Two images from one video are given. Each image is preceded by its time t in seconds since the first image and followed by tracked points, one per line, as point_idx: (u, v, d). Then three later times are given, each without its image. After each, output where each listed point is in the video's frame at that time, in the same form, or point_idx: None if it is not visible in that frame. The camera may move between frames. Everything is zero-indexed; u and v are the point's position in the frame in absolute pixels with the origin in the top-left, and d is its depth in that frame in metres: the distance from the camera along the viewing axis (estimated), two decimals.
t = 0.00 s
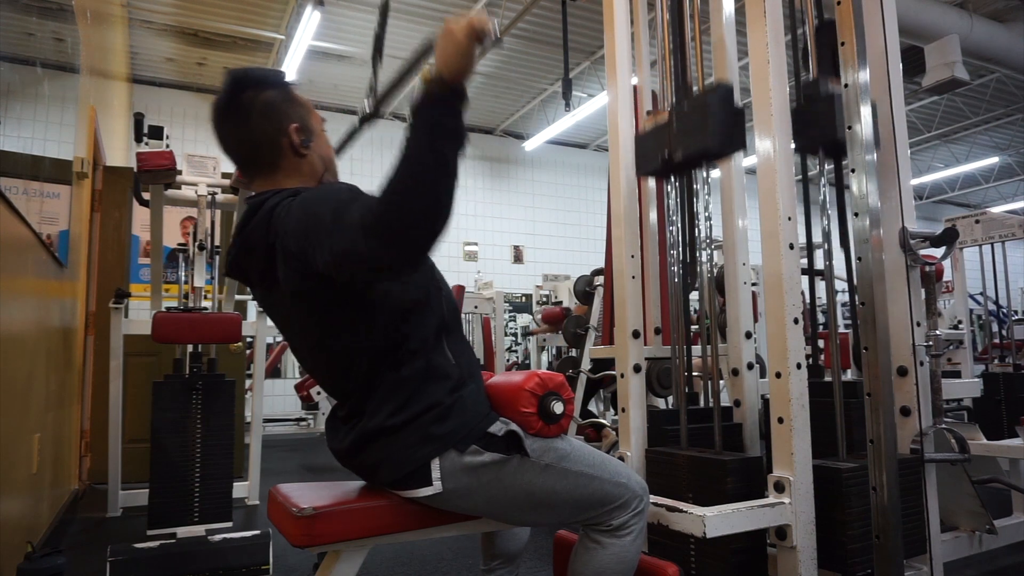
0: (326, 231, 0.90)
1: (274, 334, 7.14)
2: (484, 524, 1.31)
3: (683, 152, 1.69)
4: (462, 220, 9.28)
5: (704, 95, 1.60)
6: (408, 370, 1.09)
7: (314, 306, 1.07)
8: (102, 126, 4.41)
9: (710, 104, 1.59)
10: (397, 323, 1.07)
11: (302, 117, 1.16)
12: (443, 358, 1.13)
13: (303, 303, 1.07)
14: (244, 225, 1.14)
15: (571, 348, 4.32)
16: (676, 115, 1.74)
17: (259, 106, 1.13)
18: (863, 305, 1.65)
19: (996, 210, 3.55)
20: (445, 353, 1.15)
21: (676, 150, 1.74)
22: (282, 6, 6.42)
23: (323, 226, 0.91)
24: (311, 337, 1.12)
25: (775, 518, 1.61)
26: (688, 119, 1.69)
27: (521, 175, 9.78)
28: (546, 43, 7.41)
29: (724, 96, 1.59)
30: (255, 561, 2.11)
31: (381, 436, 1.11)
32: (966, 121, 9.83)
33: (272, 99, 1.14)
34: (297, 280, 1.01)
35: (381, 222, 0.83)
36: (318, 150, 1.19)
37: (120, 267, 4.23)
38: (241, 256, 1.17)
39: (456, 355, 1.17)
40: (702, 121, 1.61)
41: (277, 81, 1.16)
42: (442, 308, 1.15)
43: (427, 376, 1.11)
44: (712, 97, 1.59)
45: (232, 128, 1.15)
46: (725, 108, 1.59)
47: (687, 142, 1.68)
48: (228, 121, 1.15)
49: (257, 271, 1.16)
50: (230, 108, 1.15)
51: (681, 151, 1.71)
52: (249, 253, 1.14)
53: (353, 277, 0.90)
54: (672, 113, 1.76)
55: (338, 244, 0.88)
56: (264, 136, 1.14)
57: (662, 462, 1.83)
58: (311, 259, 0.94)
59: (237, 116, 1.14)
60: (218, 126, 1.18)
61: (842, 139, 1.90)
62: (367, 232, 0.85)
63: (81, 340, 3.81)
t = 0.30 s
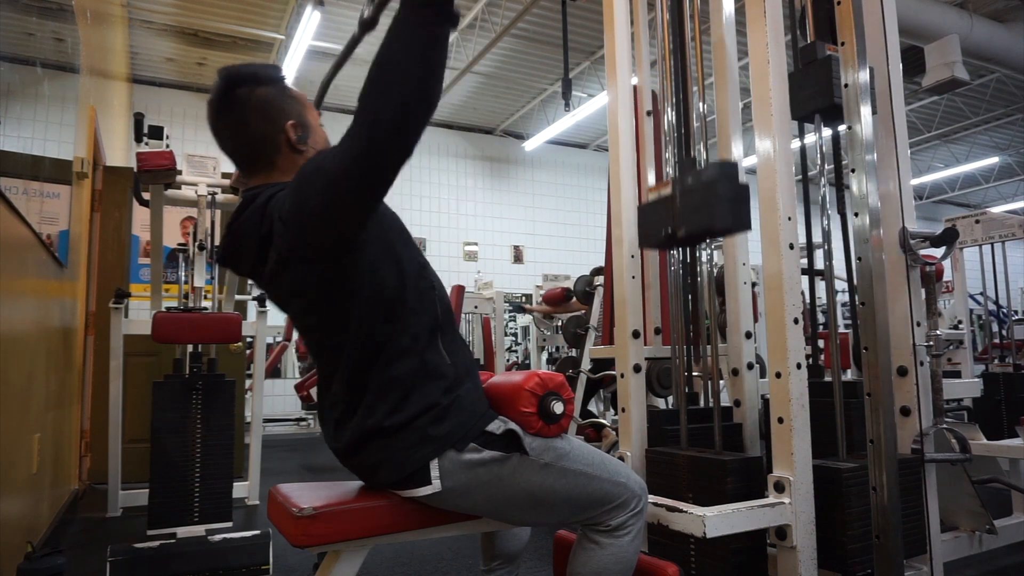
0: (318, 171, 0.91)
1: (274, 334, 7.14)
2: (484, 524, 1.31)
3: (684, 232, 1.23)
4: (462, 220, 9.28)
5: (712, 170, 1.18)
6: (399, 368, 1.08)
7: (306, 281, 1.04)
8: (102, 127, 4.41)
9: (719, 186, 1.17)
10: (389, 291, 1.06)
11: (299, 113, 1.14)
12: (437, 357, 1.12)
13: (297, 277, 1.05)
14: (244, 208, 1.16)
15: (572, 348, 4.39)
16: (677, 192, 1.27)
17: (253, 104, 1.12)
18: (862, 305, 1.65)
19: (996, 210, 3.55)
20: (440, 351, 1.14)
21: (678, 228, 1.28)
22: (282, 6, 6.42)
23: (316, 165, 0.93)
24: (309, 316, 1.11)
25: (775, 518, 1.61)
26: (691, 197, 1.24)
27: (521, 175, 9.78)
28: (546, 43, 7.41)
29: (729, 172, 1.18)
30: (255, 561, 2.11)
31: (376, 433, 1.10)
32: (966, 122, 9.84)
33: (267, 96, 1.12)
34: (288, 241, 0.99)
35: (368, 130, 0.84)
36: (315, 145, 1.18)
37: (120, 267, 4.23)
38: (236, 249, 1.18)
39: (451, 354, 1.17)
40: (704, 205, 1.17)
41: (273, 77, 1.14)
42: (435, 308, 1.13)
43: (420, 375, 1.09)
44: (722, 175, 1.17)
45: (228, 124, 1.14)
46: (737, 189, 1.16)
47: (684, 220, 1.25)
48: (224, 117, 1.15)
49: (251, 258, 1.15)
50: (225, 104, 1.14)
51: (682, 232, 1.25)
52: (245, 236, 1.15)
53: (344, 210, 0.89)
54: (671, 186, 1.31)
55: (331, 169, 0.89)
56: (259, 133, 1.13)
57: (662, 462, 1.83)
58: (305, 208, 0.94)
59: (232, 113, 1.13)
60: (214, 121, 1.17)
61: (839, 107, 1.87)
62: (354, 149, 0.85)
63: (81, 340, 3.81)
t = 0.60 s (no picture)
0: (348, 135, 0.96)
1: (274, 334, 7.14)
2: (485, 524, 1.31)
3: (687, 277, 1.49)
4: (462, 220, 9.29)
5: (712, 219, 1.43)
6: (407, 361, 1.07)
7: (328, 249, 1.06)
8: (102, 126, 4.41)
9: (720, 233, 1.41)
10: (402, 266, 1.06)
11: (350, 101, 1.16)
12: (447, 352, 1.12)
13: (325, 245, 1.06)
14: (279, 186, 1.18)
15: (571, 348, 4.34)
16: (680, 237, 1.53)
17: (310, 92, 1.12)
18: (862, 305, 1.65)
19: (995, 211, 3.55)
20: (451, 347, 1.14)
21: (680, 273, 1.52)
22: (282, 6, 6.42)
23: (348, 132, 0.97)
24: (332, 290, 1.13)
25: (775, 519, 1.61)
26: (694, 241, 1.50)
27: (521, 175, 9.78)
28: (546, 43, 7.41)
29: (729, 220, 1.42)
30: (255, 561, 2.11)
31: (384, 425, 1.10)
32: (966, 121, 9.83)
33: (321, 84, 1.12)
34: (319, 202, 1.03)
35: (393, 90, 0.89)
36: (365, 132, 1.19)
37: (120, 267, 4.23)
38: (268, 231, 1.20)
39: (460, 354, 1.16)
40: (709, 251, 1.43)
41: (320, 66, 1.14)
42: (449, 303, 1.13)
43: (429, 367, 1.09)
44: (721, 223, 1.41)
45: (279, 111, 1.14)
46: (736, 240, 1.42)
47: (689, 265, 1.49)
48: (274, 104, 1.14)
49: (281, 233, 1.17)
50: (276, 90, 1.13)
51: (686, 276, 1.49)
52: (278, 214, 1.17)
53: (369, 172, 0.93)
54: (676, 231, 1.55)
55: (359, 129, 0.93)
56: (316, 121, 1.14)
57: (662, 462, 1.83)
58: (337, 172, 0.97)
59: (285, 101, 1.13)
60: (264, 107, 1.17)
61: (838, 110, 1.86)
62: (384, 108, 0.90)
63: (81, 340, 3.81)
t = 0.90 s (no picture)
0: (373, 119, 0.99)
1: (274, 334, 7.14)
2: (485, 524, 1.31)
3: (687, 303, 1.64)
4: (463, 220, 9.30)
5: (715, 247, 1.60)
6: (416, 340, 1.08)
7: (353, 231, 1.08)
8: (102, 126, 4.41)
9: (721, 261, 1.57)
10: (422, 251, 1.07)
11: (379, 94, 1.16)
12: (457, 338, 1.12)
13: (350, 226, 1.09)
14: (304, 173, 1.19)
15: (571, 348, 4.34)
16: (680, 264, 1.68)
17: (341, 85, 1.12)
18: (862, 305, 1.65)
19: (995, 211, 3.55)
20: (461, 334, 1.14)
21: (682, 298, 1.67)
22: (282, 6, 6.42)
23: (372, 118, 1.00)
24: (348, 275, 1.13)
25: (775, 518, 1.61)
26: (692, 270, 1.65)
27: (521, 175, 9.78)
28: (546, 43, 7.41)
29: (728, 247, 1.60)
30: (255, 561, 2.11)
31: (392, 404, 1.09)
32: (966, 122, 9.83)
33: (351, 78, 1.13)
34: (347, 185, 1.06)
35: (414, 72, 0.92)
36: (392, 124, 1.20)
37: (120, 267, 4.23)
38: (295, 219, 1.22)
39: (474, 346, 1.17)
40: (710, 280, 1.57)
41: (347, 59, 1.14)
42: (461, 290, 1.14)
43: (441, 350, 1.10)
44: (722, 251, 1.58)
45: (308, 101, 1.14)
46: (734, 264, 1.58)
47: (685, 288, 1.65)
48: (304, 97, 1.15)
49: (308, 220, 1.19)
50: (307, 82, 1.14)
51: (687, 302, 1.65)
52: (303, 201, 1.19)
53: (393, 153, 0.97)
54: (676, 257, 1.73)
55: (382, 113, 0.97)
56: (345, 114, 1.14)
57: (662, 462, 1.83)
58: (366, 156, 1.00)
59: (316, 93, 1.13)
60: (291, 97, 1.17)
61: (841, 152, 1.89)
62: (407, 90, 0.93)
63: (81, 340, 3.81)
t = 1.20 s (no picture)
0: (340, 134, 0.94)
1: (274, 334, 7.14)
2: (485, 524, 1.31)
3: (686, 270, 1.65)
4: (462, 220, 9.29)
5: (712, 215, 1.57)
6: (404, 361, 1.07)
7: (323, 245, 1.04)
8: (102, 126, 4.41)
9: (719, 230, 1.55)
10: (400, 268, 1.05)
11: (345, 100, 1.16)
12: (444, 345, 1.12)
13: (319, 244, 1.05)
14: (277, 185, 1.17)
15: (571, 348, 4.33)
16: (679, 230, 1.68)
17: (306, 91, 1.11)
18: (863, 305, 1.65)
19: (996, 210, 3.55)
20: (447, 340, 1.13)
21: (680, 265, 1.67)
22: (282, 6, 6.42)
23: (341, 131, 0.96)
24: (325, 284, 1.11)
25: (775, 519, 1.61)
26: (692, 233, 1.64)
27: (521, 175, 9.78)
28: (546, 43, 7.41)
29: (729, 216, 1.56)
30: (255, 561, 2.11)
31: (384, 423, 1.10)
32: (966, 121, 9.83)
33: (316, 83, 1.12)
34: (312, 199, 1.02)
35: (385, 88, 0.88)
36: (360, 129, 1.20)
37: (120, 267, 4.23)
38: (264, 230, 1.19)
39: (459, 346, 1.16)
40: (708, 247, 1.56)
41: (313, 65, 1.13)
42: (445, 297, 1.13)
43: (428, 361, 1.09)
44: (721, 220, 1.55)
45: (273, 108, 1.13)
46: (734, 233, 1.56)
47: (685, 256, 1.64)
48: (269, 105, 1.13)
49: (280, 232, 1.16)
50: (271, 88, 1.12)
51: (686, 266, 1.65)
52: (274, 215, 1.16)
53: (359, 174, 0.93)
54: (675, 224, 1.70)
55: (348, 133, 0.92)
56: (312, 119, 1.13)
57: (662, 462, 1.83)
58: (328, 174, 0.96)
59: (281, 100, 1.12)
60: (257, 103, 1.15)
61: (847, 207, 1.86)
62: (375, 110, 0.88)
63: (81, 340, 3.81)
